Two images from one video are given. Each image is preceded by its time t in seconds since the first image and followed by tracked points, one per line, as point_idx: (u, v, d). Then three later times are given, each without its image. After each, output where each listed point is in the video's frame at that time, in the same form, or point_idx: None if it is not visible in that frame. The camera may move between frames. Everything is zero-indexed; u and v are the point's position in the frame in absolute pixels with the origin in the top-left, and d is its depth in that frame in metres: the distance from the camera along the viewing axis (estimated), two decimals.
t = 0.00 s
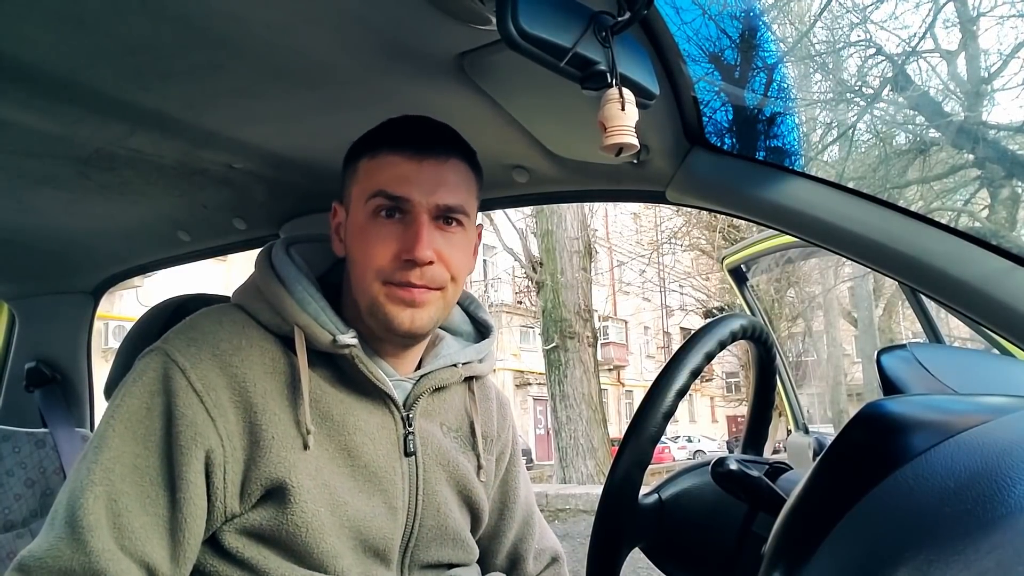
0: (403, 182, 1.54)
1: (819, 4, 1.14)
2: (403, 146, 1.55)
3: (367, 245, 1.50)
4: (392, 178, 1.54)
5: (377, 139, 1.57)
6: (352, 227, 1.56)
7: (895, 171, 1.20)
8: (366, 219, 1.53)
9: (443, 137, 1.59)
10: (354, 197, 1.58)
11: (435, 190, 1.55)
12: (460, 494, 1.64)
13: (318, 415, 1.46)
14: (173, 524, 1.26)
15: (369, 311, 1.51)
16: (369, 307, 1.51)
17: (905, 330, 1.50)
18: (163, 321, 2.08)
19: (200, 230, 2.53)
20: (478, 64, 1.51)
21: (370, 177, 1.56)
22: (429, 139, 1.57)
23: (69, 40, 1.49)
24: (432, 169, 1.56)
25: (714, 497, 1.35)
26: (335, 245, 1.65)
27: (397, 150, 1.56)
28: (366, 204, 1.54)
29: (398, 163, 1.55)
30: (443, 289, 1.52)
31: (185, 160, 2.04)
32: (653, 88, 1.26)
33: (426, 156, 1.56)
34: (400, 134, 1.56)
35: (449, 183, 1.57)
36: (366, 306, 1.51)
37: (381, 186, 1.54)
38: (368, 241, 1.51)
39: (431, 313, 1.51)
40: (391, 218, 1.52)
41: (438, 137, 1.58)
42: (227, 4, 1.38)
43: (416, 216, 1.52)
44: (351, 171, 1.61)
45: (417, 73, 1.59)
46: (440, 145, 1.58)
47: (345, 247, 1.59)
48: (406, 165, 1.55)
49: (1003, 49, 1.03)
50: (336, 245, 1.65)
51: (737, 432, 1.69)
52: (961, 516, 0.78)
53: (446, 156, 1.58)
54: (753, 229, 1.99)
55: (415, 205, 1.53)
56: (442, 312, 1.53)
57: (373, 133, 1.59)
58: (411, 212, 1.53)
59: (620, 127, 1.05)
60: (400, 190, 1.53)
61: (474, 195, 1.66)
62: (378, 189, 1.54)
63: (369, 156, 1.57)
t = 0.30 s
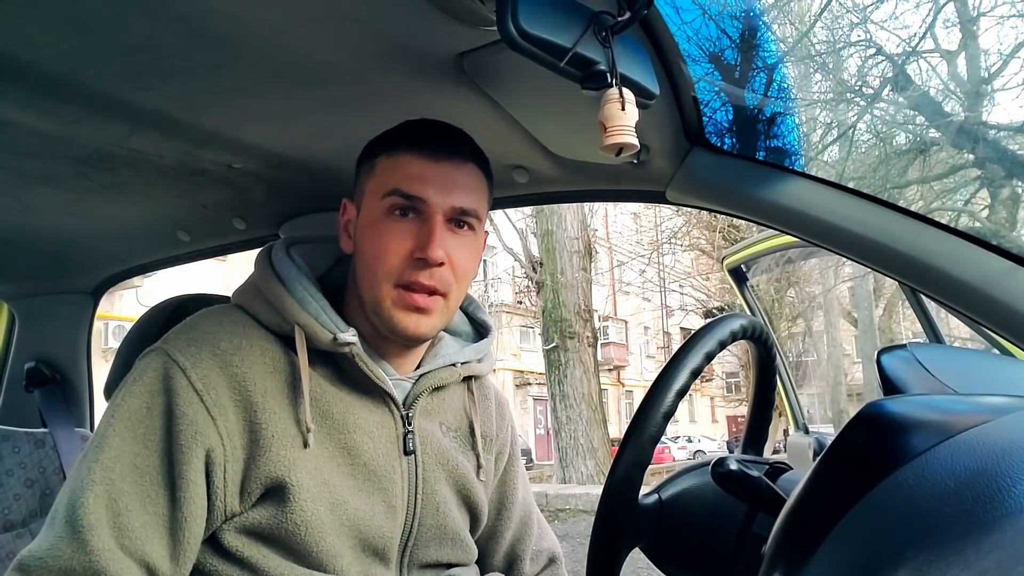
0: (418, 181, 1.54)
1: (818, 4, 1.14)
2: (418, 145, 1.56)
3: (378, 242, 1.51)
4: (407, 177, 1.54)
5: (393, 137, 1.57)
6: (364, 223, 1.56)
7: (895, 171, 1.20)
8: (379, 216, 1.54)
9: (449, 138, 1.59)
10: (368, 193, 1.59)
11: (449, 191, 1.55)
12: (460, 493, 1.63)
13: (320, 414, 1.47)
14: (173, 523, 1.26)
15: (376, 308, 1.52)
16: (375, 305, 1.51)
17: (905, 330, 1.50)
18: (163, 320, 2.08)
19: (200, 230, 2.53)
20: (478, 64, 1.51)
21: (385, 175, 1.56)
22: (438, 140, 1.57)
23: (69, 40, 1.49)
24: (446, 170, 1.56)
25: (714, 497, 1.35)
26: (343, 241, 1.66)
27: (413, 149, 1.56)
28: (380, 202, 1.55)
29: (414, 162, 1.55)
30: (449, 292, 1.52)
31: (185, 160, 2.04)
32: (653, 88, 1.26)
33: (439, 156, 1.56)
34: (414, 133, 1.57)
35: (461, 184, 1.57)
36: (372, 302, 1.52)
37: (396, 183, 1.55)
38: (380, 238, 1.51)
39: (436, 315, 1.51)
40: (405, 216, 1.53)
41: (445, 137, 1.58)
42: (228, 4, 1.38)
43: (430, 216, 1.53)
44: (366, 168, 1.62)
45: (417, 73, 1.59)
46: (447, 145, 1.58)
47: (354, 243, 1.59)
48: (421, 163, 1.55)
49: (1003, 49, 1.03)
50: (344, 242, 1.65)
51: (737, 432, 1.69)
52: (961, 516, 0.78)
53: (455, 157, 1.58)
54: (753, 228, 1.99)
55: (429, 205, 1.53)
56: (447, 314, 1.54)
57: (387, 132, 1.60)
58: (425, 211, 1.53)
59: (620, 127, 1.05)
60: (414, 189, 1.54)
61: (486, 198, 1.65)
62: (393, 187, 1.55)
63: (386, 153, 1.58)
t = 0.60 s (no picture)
0: (420, 184, 1.54)
1: (818, 4, 1.14)
2: (420, 147, 1.56)
3: (381, 246, 1.51)
4: (409, 180, 1.54)
5: (394, 140, 1.57)
6: (366, 226, 1.56)
7: (895, 171, 1.20)
8: (381, 220, 1.54)
9: (452, 139, 1.59)
10: (370, 195, 1.58)
11: (452, 194, 1.55)
12: (462, 492, 1.64)
13: (323, 412, 1.47)
14: (173, 524, 1.26)
15: (378, 312, 1.52)
16: (377, 309, 1.52)
17: (905, 329, 1.50)
18: (163, 320, 2.08)
19: (200, 230, 2.53)
20: (478, 64, 1.51)
21: (387, 178, 1.56)
22: (441, 141, 1.58)
23: (69, 40, 1.49)
24: (447, 172, 1.56)
25: (714, 497, 1.35)
26: (344, 243, 1.65)
27: (414, 152, 1.56)
28: (381, 205, 1.55)
29: (416, 166, 1.55)
30: (451, 295, 1.53)
31: (185, 160, 2.05)
32: (653, 88, 1.26)
33: (440, 158, 1.56)
34: (417, 134, 1.57)
35: (463, 187, 1.57)
36: (375, 306, 1.52)
37: (398, 186, 1.55)
38: (382, 242, 1.51)
39: (438, 319, 1.52)
40: (407, 220, 1.53)
41: (447, 139, 1.59)
42: (228, 4, 1.38)
43: (432, 219, 1.53)
44: (367, 171, 1.62)
45: (417, 73, 1.59)
46: (450, 146, 1.58)
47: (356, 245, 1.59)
48: (424, 166, 1.55)
49: (1003, 49, 1.03)
50: (345, 243, 1.65)
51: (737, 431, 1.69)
52: (961, 515, 0.78)
53: (457, 158, 1.58)
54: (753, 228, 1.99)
55: (431, 208, 1.53)
56: (450, 317, 1.54)
57: (389, 132, 1.60)
58: (428, 214, 1.53)
59: (620, 127, 1.05)
60: (415, 193, 1.54)
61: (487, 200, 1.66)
62: (395, 191, 1.54)
63: (387, 156, 1.58)
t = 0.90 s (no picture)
0: (415, 188, 1.54)
1: (818, 4, 1.14)
2: (415, 149, 1.56)
3: (377, 251, 1.51)
4: (403, 184, 1.54)
5: (387, 143, 1.57)
6: (362, 230, 1.56)
7: (895, 171, 1.21)
8: (376, 224, 1.54)
9: (449, 139, 1.59)
10: (365, 199, 1.58)
11: (447, 197, 1.55)
12: (464, 492, 1.64)
13: (325, 413, 1.47)
14: (174, 525, 1.26)
15: (378, 317, 1.53)
16: (377, 313, 1.52)
17: (905, 330, 1.50)
18: (163, 320, 2.08)
19: (200, 230, 2.53)
20: (478, 64, 1.51)
21: (382, 182, 1.56)
22: (437, 143, 1.57)
23: (69, 40, 1.49)
24: (442, 174, 1.56)
25: (714, 497, 1.35)
26: (342, 245, 1.65)
27: (408, 155, 1.56)
28: (376, 209, 1.55)
29: (410, 169, 1.55)
30: (450, 297, 1.53)
31: (185, 160, 2.05)
32: (653, 88, 1.26)
33: (435, 160, 1.56)
34: (412, 137, 1.57)
35: (459, 188, 1.57)
36: (374, 310, 1.53)
37: (393, 190, 1.54)
38: (379, 247, 1.51)
39: (438, 321, 1.52)
40: (403, 224, 1.53)
41: (444, 140, 1.59)
42: (228, 4, 1.38)
43: (427, 223, 1.53)
44: (361, 174, 1.61)
45: (417, 74, 1.59)
46: (447, 148, 1.58)
47: (353, 249, 1.59)
48: (419, 170, 1.55)
49: (1003, 49, 1.03)
50: (343, 246, 1.65)
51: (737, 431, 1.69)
52: (961, 516, 0.78)
53: (454, 160, 1.58)
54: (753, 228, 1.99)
55: (427, 212, 1.53)
56: (450, 317, 1.55)
57: (383, 134, 1.59)
58: (423, 218, 1.53)
59: (620, 127, 1.05)
60: (410, 196, 1.53)
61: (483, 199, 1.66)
62: (389, 195, 1.54)
63: (380, 160, 1.57)
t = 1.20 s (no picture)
0: (408, 191, 1.54)
1: (818, 4, 1.14)
2: (409, 152, 1.56)
3: (371, 254, 1.51)
4: (396, 186, 1.54)
5: (379, 146, 1.57)
6: (357, 233, 1.56)
7: (895, 171, 1.20)
8: (369, 227, 1.54)
9: (445, 140, 1.60)
10: (358, 202, 1.58)
11: (440, 198, 1.55)
12: (464, 492, 1.64)
13: (325, 413, 1.47)
14: (174, 525, 1.26)
15: (376, 319, 1.53)
16: (375, 316, 1.53)
17: (905, 330, 1.50)
18: (163, 320, 2.08)
19: (200, 230, 2.52)
20: (478, 64, 1.51)
21: (374, 185, 1.56)
22: (431, 145, 1.57)
23: (69, 40, 1.49)
24: (435, 175, 1.56)
25: (714, 497, 1.36)
26: (339, 249, 1.65)
27: (400, 157, 1.55)
28: (369, 212, 1.55)
29: (402, 171, 1.55)
30: (447, 297, 1.53)
31: (185, 160, 2.05)
32: (653, 88, 1.26)
33: (428, 161, 1.56)
34: (405, 139, 1.57)
35: (451, 188, 1.57)
36: (371, 313, 1.53)
37: (385, 193, 1.54)
38: (373, 250, 1.51)
39: (436, 322, 1.53)
40: (396, 226, 1.53)
41: (439, 142, 1.59)
42: (228, 4, 1.38)
43: (420, 224, 1.53)
44: (354, 177, 1.62)
45: (417, 73, 1.59)
46: (441, 149, 1.58)
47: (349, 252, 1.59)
48: (411, 172, 1.55)
49: (1003, 49, 1.03)
50: (340, 249, 1.65)
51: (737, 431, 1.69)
52: (961, 517, 0.78)
53: (449, 161, 1.58)
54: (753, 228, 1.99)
55: (420, 214, 1.53)
56: (447, 317, 1.55)
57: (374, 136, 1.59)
58: (416, 220, 1.53)
59: (620, 127, 1.05)
60: (402, 198, 1.53)
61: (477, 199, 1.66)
62: (382, 197, 1.54)
63: (371, 163, 1.57)
